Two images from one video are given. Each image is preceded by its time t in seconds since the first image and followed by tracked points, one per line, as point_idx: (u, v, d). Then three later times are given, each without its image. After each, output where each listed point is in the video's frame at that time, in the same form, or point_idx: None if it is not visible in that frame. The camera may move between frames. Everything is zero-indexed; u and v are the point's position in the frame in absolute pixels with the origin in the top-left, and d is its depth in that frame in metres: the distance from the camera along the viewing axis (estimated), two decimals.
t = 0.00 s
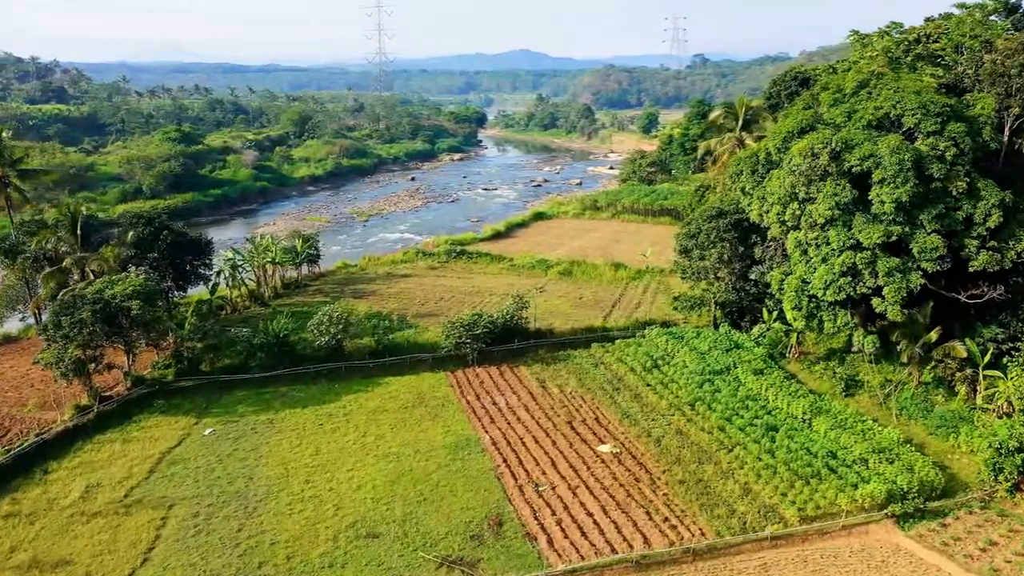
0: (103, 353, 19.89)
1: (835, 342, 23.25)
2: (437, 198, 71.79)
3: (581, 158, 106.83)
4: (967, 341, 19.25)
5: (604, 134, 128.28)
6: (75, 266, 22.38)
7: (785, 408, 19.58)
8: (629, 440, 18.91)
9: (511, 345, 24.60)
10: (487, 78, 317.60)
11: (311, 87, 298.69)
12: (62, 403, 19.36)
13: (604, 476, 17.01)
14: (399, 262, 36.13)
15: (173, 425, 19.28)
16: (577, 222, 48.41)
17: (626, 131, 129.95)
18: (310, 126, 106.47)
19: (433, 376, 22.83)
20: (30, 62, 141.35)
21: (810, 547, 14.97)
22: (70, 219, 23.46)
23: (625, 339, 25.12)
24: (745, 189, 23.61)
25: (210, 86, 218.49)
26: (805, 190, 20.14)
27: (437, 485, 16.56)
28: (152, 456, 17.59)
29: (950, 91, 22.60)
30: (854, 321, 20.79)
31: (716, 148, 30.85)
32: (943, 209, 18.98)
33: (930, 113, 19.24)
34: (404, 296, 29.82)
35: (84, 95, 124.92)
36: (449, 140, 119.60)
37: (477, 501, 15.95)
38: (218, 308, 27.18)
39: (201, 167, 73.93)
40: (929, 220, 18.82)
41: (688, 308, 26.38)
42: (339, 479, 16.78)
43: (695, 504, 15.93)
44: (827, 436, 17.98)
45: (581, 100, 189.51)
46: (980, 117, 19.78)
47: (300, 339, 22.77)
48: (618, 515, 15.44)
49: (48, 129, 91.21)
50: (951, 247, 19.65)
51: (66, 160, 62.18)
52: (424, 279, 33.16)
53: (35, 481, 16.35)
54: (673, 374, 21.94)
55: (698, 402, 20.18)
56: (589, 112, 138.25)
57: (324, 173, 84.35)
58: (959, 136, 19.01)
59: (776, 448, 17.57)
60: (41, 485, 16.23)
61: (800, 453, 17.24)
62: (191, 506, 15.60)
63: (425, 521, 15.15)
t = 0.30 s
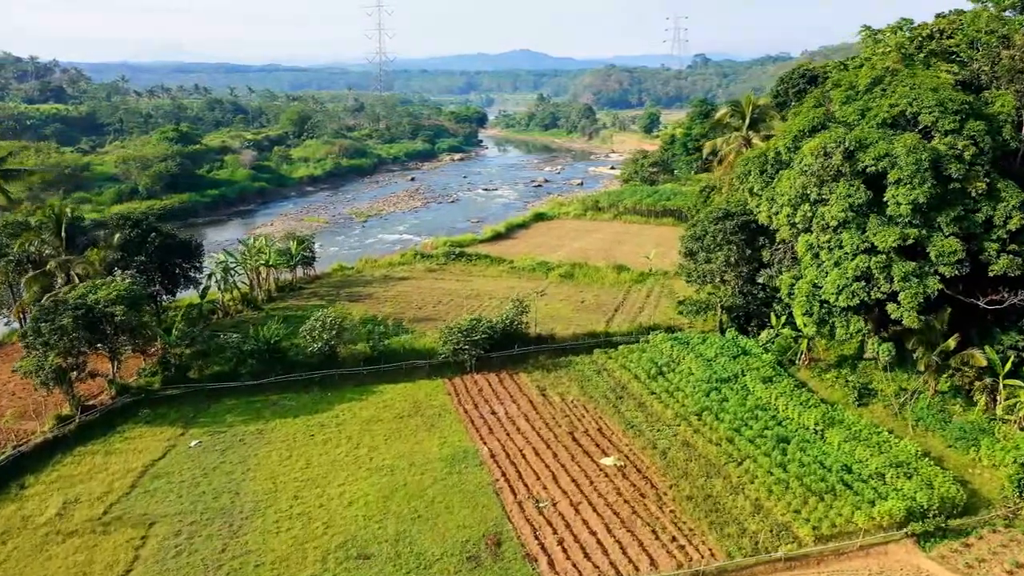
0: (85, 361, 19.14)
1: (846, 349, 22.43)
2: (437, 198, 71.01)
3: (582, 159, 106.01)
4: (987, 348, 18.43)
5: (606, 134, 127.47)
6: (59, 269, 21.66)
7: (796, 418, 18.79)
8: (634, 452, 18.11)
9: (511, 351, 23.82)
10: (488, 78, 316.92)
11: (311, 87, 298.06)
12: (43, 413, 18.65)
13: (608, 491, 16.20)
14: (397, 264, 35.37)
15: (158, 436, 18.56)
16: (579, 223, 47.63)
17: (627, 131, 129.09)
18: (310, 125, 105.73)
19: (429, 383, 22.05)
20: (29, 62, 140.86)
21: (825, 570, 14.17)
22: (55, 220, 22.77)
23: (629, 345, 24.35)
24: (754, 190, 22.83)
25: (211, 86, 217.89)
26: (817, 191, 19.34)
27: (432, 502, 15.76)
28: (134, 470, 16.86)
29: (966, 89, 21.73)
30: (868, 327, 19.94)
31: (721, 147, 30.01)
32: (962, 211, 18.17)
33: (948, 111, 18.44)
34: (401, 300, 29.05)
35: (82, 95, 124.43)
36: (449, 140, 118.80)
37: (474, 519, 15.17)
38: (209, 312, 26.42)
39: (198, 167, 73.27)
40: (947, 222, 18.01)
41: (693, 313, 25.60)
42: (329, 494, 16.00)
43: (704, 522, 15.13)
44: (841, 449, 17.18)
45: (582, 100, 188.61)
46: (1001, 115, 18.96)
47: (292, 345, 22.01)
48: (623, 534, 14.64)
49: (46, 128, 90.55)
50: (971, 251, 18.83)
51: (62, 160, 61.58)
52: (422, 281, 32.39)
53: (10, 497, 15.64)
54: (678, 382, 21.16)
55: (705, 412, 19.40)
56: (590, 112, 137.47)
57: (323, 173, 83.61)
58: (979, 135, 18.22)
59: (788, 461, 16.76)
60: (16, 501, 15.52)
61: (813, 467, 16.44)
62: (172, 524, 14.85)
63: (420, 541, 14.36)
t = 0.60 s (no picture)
0: (65, 370, 18.36)
1: (858, 356, 21.61)
2: (436, 199, 70.24)
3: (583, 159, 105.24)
4: (1008, 357, 17.60)
5: (606, 134, 126.71)
6: (41, 273, 21.00)
7: (808, 429, 17.99)
8: (639, 465, 17.31)
9: (510, 358, 23.02)
10: (488, 78, 316.19)
11: (311, 87, 297.02)
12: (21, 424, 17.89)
13: (612, 508, 15.40)
14: (394, 266, 34.60)
15: (141, 448, 17.78)
16: (580, 224, 46.86)
17: (628, 131, 128.31)
18: (308, 125, 104.99)
19: (425, 391, 21.24)
20: (26, 62, 139.99)
21: None
22: (38, 222, 22.07)
23: (632, 351, 23.56)
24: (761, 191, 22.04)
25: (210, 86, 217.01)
26: (829, 192, 18.53)
27: (427, 519, 14.96)
28: (114, 485, 16.08)
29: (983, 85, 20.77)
30: (881, 334, 19.12)
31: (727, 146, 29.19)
32: (982, 212, 17.34)
33: (967, 108, 17.64)
34: (397, 304, 28.28)
35: (80, 95, 123.73)
36: (449, 140, 118.02)
37: (470, 538, 14.38)
38: (199, 317, 25.65)
39: (195, 167, 72.48)
40: (966, 224, 17.18)
41: (699, 317, 24.82)
42: (319, 511, 15.20)
43: (713, 541, 14.33)
44: (856, 463, 16.38)
45: (582, 100, 187.76)
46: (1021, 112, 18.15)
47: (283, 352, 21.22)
48: (628, 554, 13.84)
49: (42, 127, 89.88)
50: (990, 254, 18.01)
51: (56, 160, 60.82)
52: (419, 284, 31.60)
53: None
54: (684, 391, 20.37)
55: (712, 422, 18.59)
56: (590, 112, 136.71)
57: (321, 174, 82.84)
58: (999, 133, 17.45)
59: (801, 476, 15.96)
60: None
61: (827, 482, 15.63)
62: (151, 544, 14.07)
63: (413, 562, 13.57)
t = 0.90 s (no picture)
0: (44, 379, 17.59)
1: (870, 363, 20.79)
2: (435, 199, 69.45)
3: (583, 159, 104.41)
4: None
5: (606, 134, 125.92)
6: (22, 276, 20.49)
7: (821, 441, 17.20)
8: (644, 479, 16.51)
9: (509, 364, 22.23)
10: (488, 78, 315.29)
11: (310, 87, 296.27)
12: None
13: (616, 526, 14.60)
14: (391, 268, 33.79)
15: (123, 461, 17.00)
16: (581, 224, 46.08)
17: (628, 131, 127.46)
18: (306, 125, 104.23)
19: (420, 400, 20.45)
20: (24, 62, 139.30)
21: None
22: (20, 225, 21.51)
23: (635, 357, 22.79)
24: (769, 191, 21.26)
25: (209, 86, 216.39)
26: (842, 193, 17.74)
27: (420, 539, 14.16)
28: (92, 501, 15.29)
29: (1001, 82, 20.10)
30: (896, 341, 18.29)
31: (732, 145, 28.39)
32: (1004, 214, 16.47)
33: (987, 105, 16.91)
34: (393, 308, 27.49)
35: (77, 94, 122.95)
36: (448, 140, 117.21)
37: (466, 560, 13.59)
38: (188, 321, 24.87)
39: (191, 167, 71.72)
40: (988, 227, 16.31)
41: (703, 322, 24.05)
42: (307, 529, 14.40)
43: (723, 563, 13.54)
44: (873, 478, 15.55)
45: (582, 100, 186.92)
46: None
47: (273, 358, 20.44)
48: None
49: (38, 127, 89.12)
50: (1012, 258, 17.16)
51: (50, 160, 60.06)
52: (415, 287, 30.83)
53: None
54: (690, 399, 19.56)
55: (720, 434, 17.79)
56: (590, 112, 135.95)
57: (319, 173, 82.05)
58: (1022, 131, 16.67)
59: (815, 492, 15.15)
60: None
61: (843, 498, 14.81)
62: (128, 566, 13.28)
63: None
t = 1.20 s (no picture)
0: (22, 388, 16.83)
1: (884, 370, 19.97)
2: (434, 199, 68.68)
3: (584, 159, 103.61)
4: None
5: (607, 133, 125.10)
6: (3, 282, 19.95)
7: (836, 454, 16.38)
8: (650, 494, 15.70)
9: (508, 370, 21.43)
10: (488, 78, 314.44)
11: (310, 87, 295.59)
12: None
13: (621, 545, 13.80)
14: (387, 270, 33.01)
15: (103, 474, 16.21)
16: (582, 225, 45.29)
17: (629, 131, 126.62)
18: (305, 125, 103.51)
19: (416, 408, 19.65)
20: (22, 62, 138.63)
21: None
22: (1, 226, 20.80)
23: (639, 363, 21.99)
24: (779, 191, 20.44)
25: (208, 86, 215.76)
26: (857, 193, 16.93)
27: (414, 559, 13.35)
28: (67, 518, 14.50)
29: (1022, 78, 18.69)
30: (914, 347, 17.46)
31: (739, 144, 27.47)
32: None
33: (1010, 100, 16.08)
34: (389, 312, 26.71)
35: (75, 94, 122.24)
36: (448, 140, 116.41)
37: None
38: (176, 326, 24.10)
39: (187, 167, 70.92)
40: (1013, 228, 15.48)
41: (710, 326, 23.25)
42: (294, 549, 13.60)
43: None
44: (890, 493, 14.74)
45: (583, 100, 186.07)
46: None
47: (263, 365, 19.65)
48: None
49: (34, 126, 88.44)
50: None
51: (44, 160, 59.35)
52: (412, 290, 30.03)
53: None
54: (697, 408, 18.76)
55: (730, 445, 16.99)
56: (591, 112, 135.15)
57: (318, 173, 81.31)
58: None
59: (831, 508, 14.34)
60: None
61: (861, 515, 13.98)
62: None
63: None
